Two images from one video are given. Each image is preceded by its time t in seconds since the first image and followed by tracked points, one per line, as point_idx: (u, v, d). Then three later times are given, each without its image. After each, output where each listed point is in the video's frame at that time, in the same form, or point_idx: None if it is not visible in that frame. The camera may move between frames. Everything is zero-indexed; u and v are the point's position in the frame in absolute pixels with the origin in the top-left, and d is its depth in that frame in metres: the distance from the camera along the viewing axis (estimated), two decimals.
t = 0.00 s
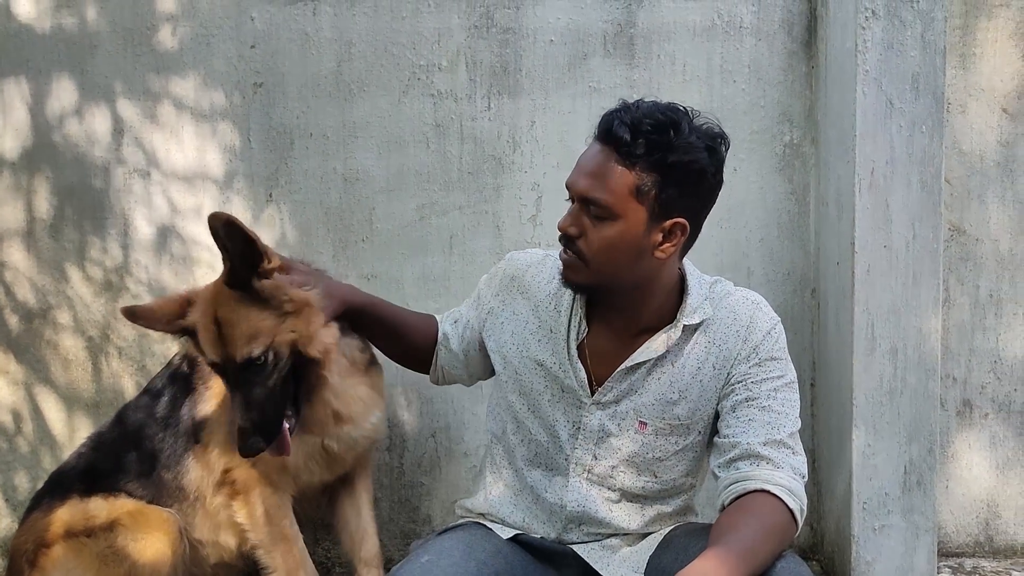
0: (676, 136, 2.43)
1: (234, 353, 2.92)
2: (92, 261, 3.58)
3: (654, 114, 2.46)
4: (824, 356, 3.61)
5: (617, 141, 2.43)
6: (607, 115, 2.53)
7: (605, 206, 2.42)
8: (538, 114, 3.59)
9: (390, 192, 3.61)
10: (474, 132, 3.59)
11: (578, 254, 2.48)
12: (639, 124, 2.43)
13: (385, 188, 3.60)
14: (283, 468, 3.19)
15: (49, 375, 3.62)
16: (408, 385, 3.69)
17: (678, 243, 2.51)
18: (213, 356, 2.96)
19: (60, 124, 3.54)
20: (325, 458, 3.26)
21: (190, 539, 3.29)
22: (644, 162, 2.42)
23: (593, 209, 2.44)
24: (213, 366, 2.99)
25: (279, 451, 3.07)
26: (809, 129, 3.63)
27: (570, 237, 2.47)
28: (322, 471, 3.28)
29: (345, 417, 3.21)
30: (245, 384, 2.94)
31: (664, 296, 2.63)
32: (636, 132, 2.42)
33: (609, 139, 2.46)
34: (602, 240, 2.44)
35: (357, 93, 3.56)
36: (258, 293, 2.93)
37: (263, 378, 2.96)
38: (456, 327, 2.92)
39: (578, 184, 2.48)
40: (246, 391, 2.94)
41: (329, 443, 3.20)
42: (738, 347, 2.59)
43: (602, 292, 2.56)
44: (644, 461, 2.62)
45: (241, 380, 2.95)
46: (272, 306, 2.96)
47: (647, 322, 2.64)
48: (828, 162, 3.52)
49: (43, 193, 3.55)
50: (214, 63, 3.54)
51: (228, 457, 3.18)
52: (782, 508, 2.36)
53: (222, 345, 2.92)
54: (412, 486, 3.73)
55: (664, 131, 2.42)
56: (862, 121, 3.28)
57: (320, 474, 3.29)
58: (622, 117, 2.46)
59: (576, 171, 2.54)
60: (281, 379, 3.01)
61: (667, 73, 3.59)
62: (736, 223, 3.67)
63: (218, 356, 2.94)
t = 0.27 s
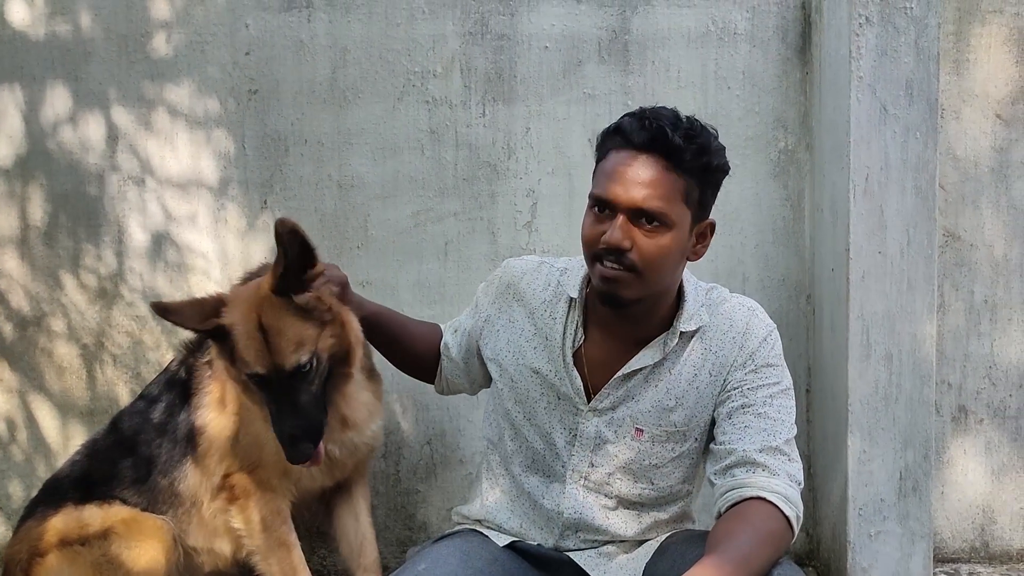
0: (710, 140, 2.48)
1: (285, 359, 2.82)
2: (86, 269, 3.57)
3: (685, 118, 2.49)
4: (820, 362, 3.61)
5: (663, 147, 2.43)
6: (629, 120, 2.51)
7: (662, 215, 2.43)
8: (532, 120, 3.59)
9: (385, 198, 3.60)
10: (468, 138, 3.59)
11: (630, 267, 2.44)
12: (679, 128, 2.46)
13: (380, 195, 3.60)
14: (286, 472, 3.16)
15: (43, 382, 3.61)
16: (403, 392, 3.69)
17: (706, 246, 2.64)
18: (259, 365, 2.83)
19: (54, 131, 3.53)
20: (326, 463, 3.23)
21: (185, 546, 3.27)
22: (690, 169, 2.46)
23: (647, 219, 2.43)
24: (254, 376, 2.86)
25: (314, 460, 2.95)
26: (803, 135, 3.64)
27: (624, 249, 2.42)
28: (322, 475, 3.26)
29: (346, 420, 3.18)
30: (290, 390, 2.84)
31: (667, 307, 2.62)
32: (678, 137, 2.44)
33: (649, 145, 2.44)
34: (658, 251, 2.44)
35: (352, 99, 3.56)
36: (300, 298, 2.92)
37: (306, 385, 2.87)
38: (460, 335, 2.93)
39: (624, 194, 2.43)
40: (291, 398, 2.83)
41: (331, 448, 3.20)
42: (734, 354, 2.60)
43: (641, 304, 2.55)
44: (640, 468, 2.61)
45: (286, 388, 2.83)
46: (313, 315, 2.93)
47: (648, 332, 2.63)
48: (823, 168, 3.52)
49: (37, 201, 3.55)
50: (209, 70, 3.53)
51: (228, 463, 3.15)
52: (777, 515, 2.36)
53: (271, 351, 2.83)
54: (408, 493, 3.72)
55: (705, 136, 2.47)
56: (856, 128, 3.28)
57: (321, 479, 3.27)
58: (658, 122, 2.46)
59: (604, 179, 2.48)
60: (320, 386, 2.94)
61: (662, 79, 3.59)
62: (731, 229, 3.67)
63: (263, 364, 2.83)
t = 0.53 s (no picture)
0: (710, 150, 2.49)
1: (314, 365, 2.83)
2: (84, 275, 3.57)
3: (684, 129, 2.50)
4: (817, 367, 3.61)
5: (663, 159, 2.44)
6: (630, 130, 2.51)
7: (659, 227, 2.43)
8: (529, 126, 3.59)
9: (382, 205, 3.61)
10: (466, 144, 3.59)
11: (626, 278, 2.46)
12: (679, 139, 2.47)
13: (377, 201, 3.60)
14: (287, 479, 3.16)
15: (41, 389, 3.61)
16: (401, 398, 3.68)
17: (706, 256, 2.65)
18: (288, 372, 2.82)
19: (51, 138, 3.53)
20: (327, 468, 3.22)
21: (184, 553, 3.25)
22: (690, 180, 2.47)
23: (645, 231, 2.44)
24: (279, 383, 2.85)
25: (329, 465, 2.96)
26: (800, 141, 3.64)
27: (621, 261, 2.43)
28: (323, 481, 3.25)
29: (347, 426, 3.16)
30: (317, 397, 2.84)
31: (668, 314, 2.62)
32: (678, 148, 2.44)
33: (649, 157, 2.44)
34: (655, 262, 2.45)
35: (349, 106, 3.57)
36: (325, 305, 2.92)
37: (330, 392, 2.88)
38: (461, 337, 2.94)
39: (622, 205, 2.43)
40: (318, 404, 2.84)
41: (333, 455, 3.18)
42: (733, 361, 2.60)
43: (640, 314, 2.56)
44: (639, 475, 2.61)
45: (312, 394, 2.84)
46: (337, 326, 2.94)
47: (647, 338, 2.63)
48: (820, 174, 3.53)
49: (34, 207, 3.55)
50: (206, 76, 3.54)
51: (229, 468, 3.13)
52: (776, 521, 2.36)
53: (301, 358, 2.83)
54: (405, 499, 3.72)
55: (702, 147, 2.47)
56: (853, 134, 3.29)
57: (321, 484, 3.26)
58: (658, 133, 2.47)
59: (603, 189, 2.48)
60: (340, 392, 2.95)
61: (659, 85, 3.59)
62: (728, 234, 3.67)
63: (292, 370, 2.82)
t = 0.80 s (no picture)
0: (650, 185, 2.38)
1: (333, 355, 2.82)
2: (78, 278, 3.57)
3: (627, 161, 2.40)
4: (811, 369, 3.61)
5: (591, 194, 2.41)
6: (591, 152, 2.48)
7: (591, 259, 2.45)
8: (524, 128, 3.59)
9: (377, 207, 3.61)
10: (460, 146, 3.59)
11: (572, 298, 2.55)
12: (609, 178, 2.38)
13: (372, 204, 3.60)
14: (280, 481, 3.15)
15: (35, 392, 3.60)
16: (396, 400, 3.68)
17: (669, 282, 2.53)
18: (306, 363, 2.80)
19: (45, 140, 3.53)
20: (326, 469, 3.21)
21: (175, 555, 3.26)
22: (618, 215, 2.40)
23: (581, 260, 2.48)
24: (294, 379, 2.82)
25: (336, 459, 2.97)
26: (794, 143, 3.65)
27: (562, 281, 2.53)
28: (318, 483, 3.24)
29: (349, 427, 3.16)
30: (334, 388, 2.84)
31: (666, 313, 2.64)
32: (605, 186, 2.38)
33: (583, 191, 2.43)
34: (592, 288, 2.50)
35: (344, 108, 3.57)
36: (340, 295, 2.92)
37: (345, 384, 2.87)
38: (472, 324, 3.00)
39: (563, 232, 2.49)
40: (336, 396, 2.84)
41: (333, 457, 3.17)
42: (738, 364, 2.60)
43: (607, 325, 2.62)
44: (638, 473, 2.62)
45: (328, 387, 2.83)
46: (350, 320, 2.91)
47: (651, 334, 2.64)
48: (814, 176, 3.53)
49: (28, 210, 3.54)
50: (200, 79, 3.53)
51: (225, 470, 3.12)
52: (768, 525, 2.36)
53: (320, 348, 2.81)
54: (401, 501, 3.72)
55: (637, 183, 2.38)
56: (847, 135, 3.29)
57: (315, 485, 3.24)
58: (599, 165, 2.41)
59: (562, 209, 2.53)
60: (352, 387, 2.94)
61: (653, 87, 3.59)
62: (722, 236, 3.67)
63: (311, 362, 2.80)
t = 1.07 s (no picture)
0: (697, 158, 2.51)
1: (366, 352, 2.85)
2: (75, 277, 3.56)
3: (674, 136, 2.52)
4: (808, 366, 3.62)
5: (642, 167, 2.49)
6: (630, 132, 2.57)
7: (637, 232, 2.50)
8: (521, 126, 3.59)
9: (374, 205, 3.60)
10: (457, 144, 3.59)
11: (606, 277, 2.56)
12: (664, 148, 2.49)
13: (369, 202, 3.60)
14: (286, 476, 3.14)
15: (32, 391, 3.60)
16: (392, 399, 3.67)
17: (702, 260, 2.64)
18: (338, 358, 2.82)
19: (41, 139, 3.52)
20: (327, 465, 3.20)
21: (175, 555, 3.25)
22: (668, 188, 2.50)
23: (624, 235, 2.52)
24: (325, 370, 2.84)
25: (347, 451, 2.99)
26: (791, 140, 3.65)
27: (599, 260, 2.54)
28: (321, 480, 3.23)
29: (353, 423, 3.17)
30: (361, 384, 2.85)
31: (677, 304, 2.68)
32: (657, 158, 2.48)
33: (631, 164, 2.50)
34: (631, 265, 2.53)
35: (340, 106, 3.56)
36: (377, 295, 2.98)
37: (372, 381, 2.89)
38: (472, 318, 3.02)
39: (604, 208, 2.52)
40: (362, 391, 2.85)
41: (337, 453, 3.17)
42: (738, 360, 2.62)
43: (625, 312, 2.65)
44: (638, 466, 2.63)
45: (356, 382, 2.85)
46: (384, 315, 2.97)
47: (653, 330, 2.67)
48: (811, 174, 3.53)
49: (25, 209, 3.54)
50: (197, 78, 3.53)
51: (225, 464, 3.10)
52: (765, 522, 2.35)
53: (354, 344, 2.83)
54: (398, 500, 3.71)
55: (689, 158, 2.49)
56: (844, 132, 3.29)
57: (317, 483, 3.23)
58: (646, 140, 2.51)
59: (596, 190, 2.57)
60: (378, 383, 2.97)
61: (650, 85, 3.59)
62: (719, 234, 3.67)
63: (341, 357, 2.82)
